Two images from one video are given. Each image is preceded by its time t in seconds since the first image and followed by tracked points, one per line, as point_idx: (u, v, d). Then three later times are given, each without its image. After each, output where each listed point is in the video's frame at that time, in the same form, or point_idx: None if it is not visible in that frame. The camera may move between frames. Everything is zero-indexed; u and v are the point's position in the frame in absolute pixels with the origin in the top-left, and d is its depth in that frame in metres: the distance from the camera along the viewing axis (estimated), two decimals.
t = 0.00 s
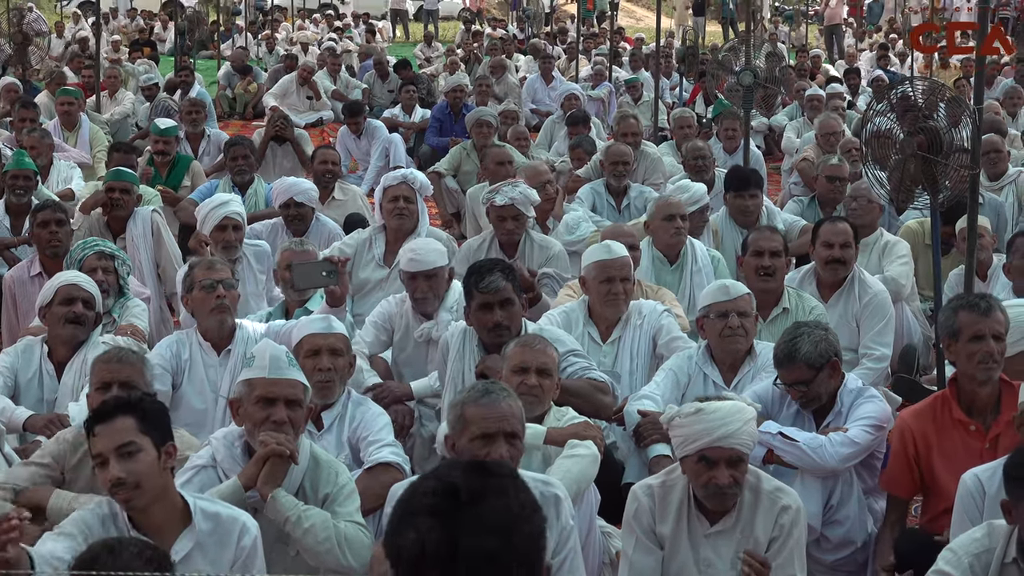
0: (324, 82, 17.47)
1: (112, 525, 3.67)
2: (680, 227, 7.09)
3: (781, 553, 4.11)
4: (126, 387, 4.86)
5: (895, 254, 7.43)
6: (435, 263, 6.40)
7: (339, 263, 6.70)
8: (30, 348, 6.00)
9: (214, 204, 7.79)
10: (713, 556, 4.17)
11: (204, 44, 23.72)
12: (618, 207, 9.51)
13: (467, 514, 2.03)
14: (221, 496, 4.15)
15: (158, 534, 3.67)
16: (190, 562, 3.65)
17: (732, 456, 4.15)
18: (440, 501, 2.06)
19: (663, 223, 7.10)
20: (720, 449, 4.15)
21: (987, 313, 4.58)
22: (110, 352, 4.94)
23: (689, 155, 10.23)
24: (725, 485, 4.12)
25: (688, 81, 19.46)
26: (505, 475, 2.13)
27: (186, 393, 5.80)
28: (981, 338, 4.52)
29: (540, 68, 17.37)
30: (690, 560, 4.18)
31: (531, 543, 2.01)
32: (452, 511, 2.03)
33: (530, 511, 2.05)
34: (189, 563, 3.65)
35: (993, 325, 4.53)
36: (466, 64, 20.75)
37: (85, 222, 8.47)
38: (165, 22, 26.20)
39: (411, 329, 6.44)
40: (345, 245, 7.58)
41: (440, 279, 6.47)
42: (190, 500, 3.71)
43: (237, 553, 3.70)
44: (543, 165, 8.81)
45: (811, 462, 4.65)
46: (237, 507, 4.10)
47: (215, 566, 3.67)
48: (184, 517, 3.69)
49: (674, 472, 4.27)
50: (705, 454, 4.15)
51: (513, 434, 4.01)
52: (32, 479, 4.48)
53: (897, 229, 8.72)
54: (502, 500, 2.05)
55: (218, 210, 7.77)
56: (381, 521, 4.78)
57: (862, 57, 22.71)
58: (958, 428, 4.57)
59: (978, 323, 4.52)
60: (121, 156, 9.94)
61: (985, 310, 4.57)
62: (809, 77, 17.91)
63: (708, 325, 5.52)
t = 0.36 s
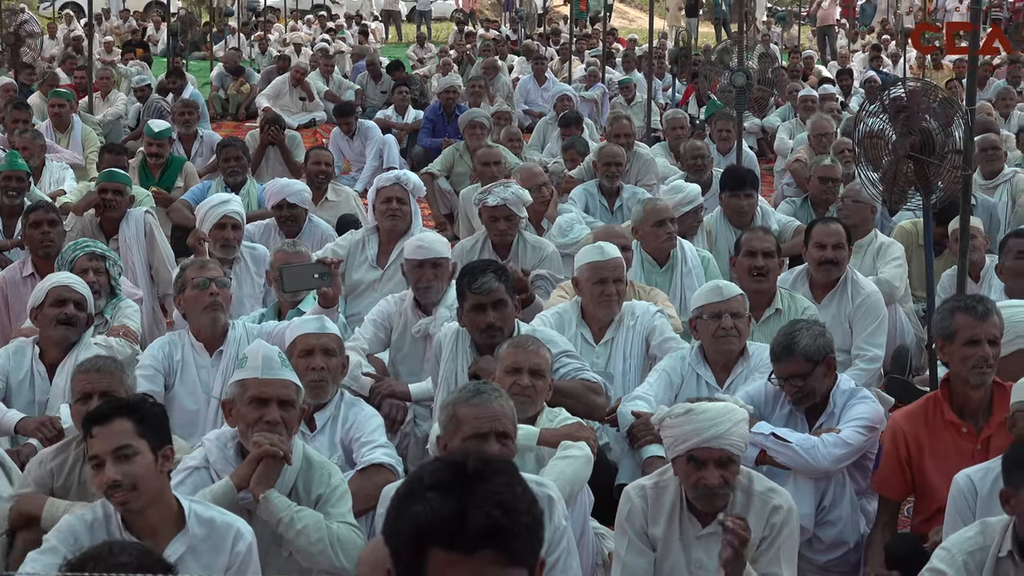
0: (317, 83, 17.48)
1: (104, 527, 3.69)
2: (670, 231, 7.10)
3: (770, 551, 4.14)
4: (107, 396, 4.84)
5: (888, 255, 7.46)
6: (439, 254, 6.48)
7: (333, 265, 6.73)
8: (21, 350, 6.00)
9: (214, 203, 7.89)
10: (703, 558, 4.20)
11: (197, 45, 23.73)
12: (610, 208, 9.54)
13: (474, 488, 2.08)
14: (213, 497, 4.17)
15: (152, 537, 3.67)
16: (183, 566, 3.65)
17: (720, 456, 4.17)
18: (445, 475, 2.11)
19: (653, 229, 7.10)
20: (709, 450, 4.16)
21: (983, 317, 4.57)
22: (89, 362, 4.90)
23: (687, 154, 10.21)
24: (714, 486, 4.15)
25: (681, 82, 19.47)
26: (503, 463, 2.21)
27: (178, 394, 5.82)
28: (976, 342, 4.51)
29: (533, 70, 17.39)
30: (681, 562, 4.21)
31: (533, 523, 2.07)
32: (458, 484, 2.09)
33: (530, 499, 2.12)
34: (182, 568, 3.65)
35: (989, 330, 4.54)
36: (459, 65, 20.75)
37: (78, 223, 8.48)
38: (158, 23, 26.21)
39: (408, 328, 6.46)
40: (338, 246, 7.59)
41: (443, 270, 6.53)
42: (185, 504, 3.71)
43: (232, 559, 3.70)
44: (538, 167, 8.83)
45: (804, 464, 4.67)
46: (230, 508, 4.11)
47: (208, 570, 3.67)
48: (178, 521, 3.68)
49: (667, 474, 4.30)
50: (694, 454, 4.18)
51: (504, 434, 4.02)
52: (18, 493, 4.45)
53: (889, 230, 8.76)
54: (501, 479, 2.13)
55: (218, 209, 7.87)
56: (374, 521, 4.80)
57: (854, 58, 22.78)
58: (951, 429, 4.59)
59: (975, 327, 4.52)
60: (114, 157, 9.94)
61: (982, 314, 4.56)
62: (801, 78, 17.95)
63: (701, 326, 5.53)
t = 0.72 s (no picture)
0: (292, 83, 17.42)
1: (77, 527, 3.65)
2: (651, 229, 7.11)
3: (739, 544, 4.17)
4: (76, 399, 4.79)
5: (863, 257, 7.48)
6: (433, 247, 6.62)
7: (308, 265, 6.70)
8: None
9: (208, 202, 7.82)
10: (674, 555, 4.18)
11: (171, 46, 23.61)
12: (585, 209, 9.54)
13: (449, 480, 2.10)
14: (187, 498, 4.14)
15: (125, 539, 3.65)
16: (155, 568, 3.62)
17: (686, 448, 4.19)
18: (418, 468, 2.14)
19: (632, 227, 7.12)
20: (675, 442, 4.19)
21: (955, 317, 4.59)
22: (58, 364, 4.87)
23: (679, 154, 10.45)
24: (681, 478, 4.16)
25: (656, 82, 19.50)
26: (480, 460, 2.23)
27: (153, 395, 5.79)
28: (947, 343, 4.53)
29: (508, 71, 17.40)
30: (653, 560, 4.19)
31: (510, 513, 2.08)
32: (432, 477, 2.11)
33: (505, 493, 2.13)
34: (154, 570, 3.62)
35: (960, 331, 4.56)
36: (434, 65, 20.73)
37: (52, 224, 8.42)
38: (132, 24, 26.08)
39: (390, 326, 6.50)
40: (313, 247, 7.56)
41: (435, 262, 6.68)
42: (158, 505, 3.69)
43: (204, 561, 3.67)
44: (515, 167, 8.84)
45: (778, 463, 4.69)
46: (205, 509, 4.09)
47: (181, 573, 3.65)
48: (150, 522, 3.66)
49: (638, 472, 4.30)
50: (661, 448, 4.20)
51: (478, 434, 4.02)
52: None
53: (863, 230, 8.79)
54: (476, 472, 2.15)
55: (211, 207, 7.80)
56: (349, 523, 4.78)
57: (828, 59, 22.90)
58: (921, 428, 4.60)
59: (946, 327, 4.54)
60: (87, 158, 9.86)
61: (954, 315, 4.58)
62: (776, 78, 18.00)
63: (675, 326, 5.53)
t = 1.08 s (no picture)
0: (256, 83, 17.32)
1: (47, 528, 3.57)
2: (618, 228, 7.11)
3: (705, 544, 4.16)
4: (38, 400, 4.72)
5: (829, 258, 7.49)
6: (402, 244, 6.63)
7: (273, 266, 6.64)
8: None
9: (180, 199, 7.79)
10: (640, 555, 4.17)
11: (134, 46, 23.43)
12: (550, 209, 9.52)
13: (414, 479, 2.07)
14: (151, 498, 4.08)
15: (92, 543, 3.60)
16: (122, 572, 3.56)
17: (654, 447, 4.17)
18: (385, 468, 2.11)
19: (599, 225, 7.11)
20: (643, 441, 4.17)
21: (918, 315, 4.62)
22: (19, 364, 4.79)
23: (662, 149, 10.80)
24: (649, 477, 4.16)
25: (621, 82, 19.51)
26: (449, 461, 2.20)
27: (117, 397, 5.72)
28: (909, 340, 4.57)
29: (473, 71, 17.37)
30: (618, 559, 4.17)
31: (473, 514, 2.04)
32: (397, 476, 2.09)
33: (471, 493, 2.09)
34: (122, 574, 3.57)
35: (923, 328, 4.58)
36: (399, 65, 20.67)
37: (14, 225, 8.32)
38: (95, 24, 25.86)
39: (358, 325, 6.46)
40: (277, 248, 7.50)
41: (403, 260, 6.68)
42: (127, 509, 3.64)
43: (172, 564, 3.61)
44: (481, 167, 8.81)
45: (743, 462, 4.68)
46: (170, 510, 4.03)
47: None
48: (120, 526, 3.61)
49: (603, 471, 4.28)
50: (629, 447, 4.19)
51: (444, 435, 3.98)
52: None
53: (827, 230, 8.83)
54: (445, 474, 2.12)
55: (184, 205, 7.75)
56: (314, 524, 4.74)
57: (792, 59, 23.00)
58: (885, 427, 4.60)
59: (908, 325, 4.57)
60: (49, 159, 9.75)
61: (917, 313, 4.61)
62: (740, 78, 18.06)
63: (641, 326, 5.51)
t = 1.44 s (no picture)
0: (213, 84, 17.17)
1: (8, 531, 3.53)
2: (577, 227, 7.10)
3: (668, 547, 4.14)
4: None
5: (791, 259, 7.50)
6: (365, 245, 6.56)
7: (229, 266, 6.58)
8: None
9: (136, 198, 7.84)
10: (602, 556, 4.15)
11: (90, 46, 23.18)
12: (508, 208, 9.49)
13: (368, 481, 2.01)
14: (108, 501, 4.01)
15: (49, 552, 3.53)
16: None
17: (622, 451, 4.15)
18: (342, 471, 2.04)
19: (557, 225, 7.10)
20: (613, 445, 4.15)
21: (877, 313, 4.63)
22: None
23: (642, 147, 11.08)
24: (616, 481, 4.13)
25: (578, 82, 19.51)
26: (406, 461, 2.13)
27: (73, 398, 5.64)
28: (869, 339, 4.57)
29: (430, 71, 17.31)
30: (580, 560, 4.15)
31: (426, 516, 1.97)
32: (350, 478, 2.03)
33: (430, 495, 2.02)
34: None
35: (882, 327, 4.60)
36: (356, 66, 20.56)
37: None
38: (50, 24, 25.56)
39: (318, 327, 6.41)
40: (235, 249, 7.39)
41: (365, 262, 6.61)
42: (87, 517, 3.57)
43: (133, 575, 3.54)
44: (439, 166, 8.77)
45: (701, 461, 4.67)
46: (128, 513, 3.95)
47: None
48: (78, 535, 3.55)
49: (566, 472, 4.26)
50: (598, 450, 4.15)
51: (378, 437, 4.02)
52: None
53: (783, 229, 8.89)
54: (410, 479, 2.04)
55: (138, 205, 7.79)
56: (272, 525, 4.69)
57: (749, 58, 23.12)
58: (843, 426, 4.61)
59: (868, 323, 4.58)
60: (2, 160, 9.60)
61: (876, 311, 4.62)
62: (697, 78, 18.10)
63: (598, 325, 5.49)
